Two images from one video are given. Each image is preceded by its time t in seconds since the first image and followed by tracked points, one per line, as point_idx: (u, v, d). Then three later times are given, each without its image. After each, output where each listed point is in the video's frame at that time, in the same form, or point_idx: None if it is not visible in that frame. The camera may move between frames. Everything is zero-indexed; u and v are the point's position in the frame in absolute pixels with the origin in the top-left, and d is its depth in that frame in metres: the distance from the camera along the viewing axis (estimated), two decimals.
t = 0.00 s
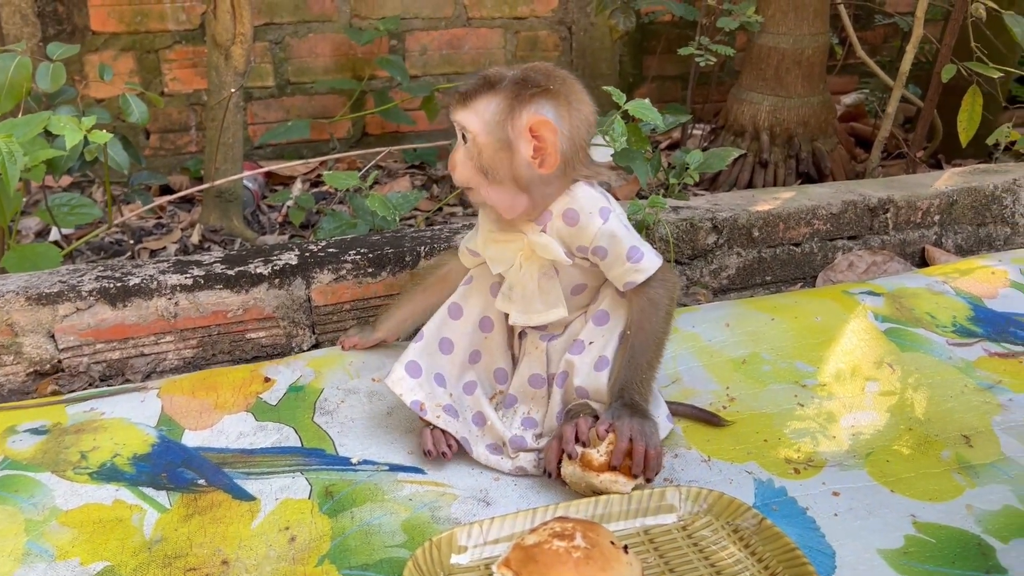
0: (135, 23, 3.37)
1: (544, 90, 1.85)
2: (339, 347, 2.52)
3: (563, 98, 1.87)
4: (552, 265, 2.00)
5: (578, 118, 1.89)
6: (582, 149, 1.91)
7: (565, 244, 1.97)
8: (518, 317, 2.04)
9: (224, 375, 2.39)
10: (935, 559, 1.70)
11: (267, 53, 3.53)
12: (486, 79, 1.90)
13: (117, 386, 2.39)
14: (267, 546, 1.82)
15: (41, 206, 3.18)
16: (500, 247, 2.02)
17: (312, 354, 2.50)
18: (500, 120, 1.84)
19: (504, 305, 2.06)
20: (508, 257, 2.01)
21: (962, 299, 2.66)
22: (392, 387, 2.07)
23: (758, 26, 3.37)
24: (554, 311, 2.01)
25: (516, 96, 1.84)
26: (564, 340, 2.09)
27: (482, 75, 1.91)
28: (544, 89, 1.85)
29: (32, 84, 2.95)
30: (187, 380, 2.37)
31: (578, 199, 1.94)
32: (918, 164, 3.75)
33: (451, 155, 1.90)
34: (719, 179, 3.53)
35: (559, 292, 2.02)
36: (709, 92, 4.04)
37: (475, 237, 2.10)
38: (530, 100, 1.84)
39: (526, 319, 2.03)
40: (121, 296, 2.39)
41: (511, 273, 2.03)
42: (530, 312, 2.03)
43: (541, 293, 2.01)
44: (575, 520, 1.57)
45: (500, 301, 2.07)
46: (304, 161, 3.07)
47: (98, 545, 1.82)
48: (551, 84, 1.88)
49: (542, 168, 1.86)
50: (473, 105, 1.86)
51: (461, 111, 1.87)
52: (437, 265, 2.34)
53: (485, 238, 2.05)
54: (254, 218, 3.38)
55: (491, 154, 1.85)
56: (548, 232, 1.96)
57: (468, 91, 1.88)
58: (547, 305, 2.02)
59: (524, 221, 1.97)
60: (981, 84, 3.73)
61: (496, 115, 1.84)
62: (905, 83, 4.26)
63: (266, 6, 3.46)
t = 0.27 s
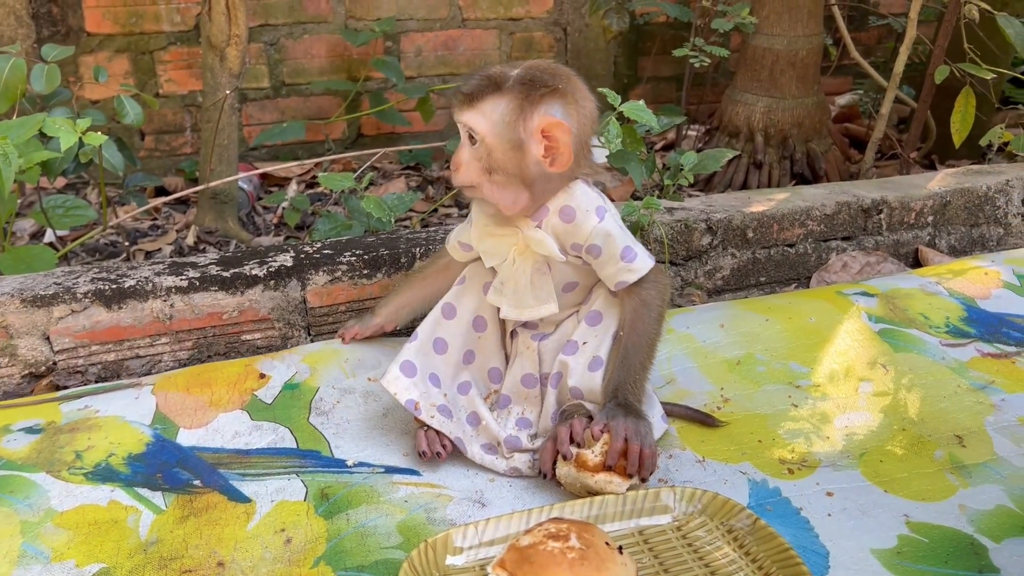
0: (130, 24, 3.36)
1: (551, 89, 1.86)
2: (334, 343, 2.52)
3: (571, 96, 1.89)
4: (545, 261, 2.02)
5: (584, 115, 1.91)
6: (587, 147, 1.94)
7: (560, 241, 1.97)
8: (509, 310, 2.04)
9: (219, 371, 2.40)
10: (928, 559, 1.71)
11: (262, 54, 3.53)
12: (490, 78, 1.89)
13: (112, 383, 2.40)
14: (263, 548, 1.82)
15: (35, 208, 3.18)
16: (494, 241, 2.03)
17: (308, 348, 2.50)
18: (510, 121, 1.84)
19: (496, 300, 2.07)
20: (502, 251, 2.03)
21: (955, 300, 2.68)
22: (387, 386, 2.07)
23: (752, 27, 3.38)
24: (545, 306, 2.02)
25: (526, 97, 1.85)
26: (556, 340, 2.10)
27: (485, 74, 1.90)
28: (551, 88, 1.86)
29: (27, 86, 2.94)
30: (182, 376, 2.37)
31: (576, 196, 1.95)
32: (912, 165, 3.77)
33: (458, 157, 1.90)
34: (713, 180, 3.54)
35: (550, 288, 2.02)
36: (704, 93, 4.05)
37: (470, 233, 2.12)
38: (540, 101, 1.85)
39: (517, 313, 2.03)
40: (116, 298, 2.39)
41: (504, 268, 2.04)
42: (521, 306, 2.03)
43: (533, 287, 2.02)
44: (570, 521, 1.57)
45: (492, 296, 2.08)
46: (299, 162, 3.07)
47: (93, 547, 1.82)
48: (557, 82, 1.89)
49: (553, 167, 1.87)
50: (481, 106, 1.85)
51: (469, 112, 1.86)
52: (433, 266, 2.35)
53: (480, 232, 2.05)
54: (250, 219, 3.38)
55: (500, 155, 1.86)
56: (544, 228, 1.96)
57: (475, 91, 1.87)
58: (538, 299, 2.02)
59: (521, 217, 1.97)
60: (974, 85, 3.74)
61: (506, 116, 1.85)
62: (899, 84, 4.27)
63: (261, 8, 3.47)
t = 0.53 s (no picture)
0: (126, 25, 3.36)
1: (518, 87, 1.89)
2: (331, 343, 2.52)
3: (539, 91, 1.91)
4: (539, 261, 2.02)
5: (557, 108, 1.92)
6: (566, 139, 1.94)
7: (551, 239, 1.97)
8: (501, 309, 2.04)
9: (216, 371, 2.40)
10: (923, 559, 1.71)
11: (258, 56, 3.53)
12: (460, 86, 1.93)
13: (108, 385, 2.39)
14: (260, 550, 1.82)
15: (31, 210, 3.17)
16: (489, 241, 2.05)
17: (305, 349, 2.50)
18: (481, 123, 1.87)
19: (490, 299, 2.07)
20: (496, 251, 2.04)
21: (950, 301, 2.69)
22: (384, 387, 2.07)
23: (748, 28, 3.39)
24: (538, 305, 2.02)
25: (493, 98, 1.88)
26: (552, 341, 2.11)
27: (455, 84, 1.94)
28: (517, 86, 1.88)
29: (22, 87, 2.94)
30: (178, 379, 2.37)
31: (567, 194, 1.95)
32: (907, 166, 3.78)
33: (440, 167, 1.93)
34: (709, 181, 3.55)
35: (543, 287, 2.02)
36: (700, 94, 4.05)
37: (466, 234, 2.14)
38: (508, 99, 1.87)
39: (510, 312, 2.03)
40: (112, 300, 2.38)
41: (497, 267, 2.05)
42: (514, 305, 2.03)
43: (525, 286, 2.02)
44: (567, 522, 1.58)
45: (486, 296, 2.09)
46: (295, 164, 3.07)
47: (89, 550, 1.82)
48: (524, 79, 1.91)
49: (530, 163, 1.89)
50: (452, 114, 1.89)
51: (443, 122, 1.90)
52: (431, 267, 2.37)
53: (476, 232, 2.07)
54: (246, 220, 3.37)
55: (478, 158, 1.89)
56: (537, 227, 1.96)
57: (446, 103, 1.91)
58: (531, 298, 2.02)
59: (515, 218, 1.99)
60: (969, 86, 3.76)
61: (477, 119, 1.88)
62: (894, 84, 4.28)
63: (257, 9, 3.47)
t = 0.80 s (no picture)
0: (123, 27, 3.36)
1: (480, 90, 1.91)
2: (326, 347, 2.52)
3: (501, 89, 1.92)
4: (525, 261, 2.02)
5: (523, 105, 1.94)
6: (538, 135, 1.96)
7: (534, 238, 1.97)
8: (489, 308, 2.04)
9: (213, 374, 2.39)
10: (919, 560, 1.72)
11: (255, 57, 3.53)
12: (427, 97, 1.96)
13: (105, 388, 2.39)
14: (256, 552, 1.82)
15: (28, 212, 3.17)
16: (478, 244, 2.05)
17: (301, 352, 2.50)
18: (448, 130, 1.90)
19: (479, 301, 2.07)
20: (482, 253, 2.05)
21: (946, 301, 2.69)
22: (381, 388, 2.07)
23: (745, 29, 3.39)
24: (527, 305, 2.01)
25: (457, 104, 1.90)
26: (546, 342, 2.10)
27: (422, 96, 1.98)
28: (480, 89, 1.91)
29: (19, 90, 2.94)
30: (175, 382, 2.36)
31: (545, 193, 1.95)
32: (903, 167, 3.79)
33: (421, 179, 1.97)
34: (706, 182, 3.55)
35: (530, 287, 2.02)
36: (697, 95, 4.06)
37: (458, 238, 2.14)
38: (472, 103, 1.90)
39: (498, 312, 2.03)
40: (108, 302, 2.38)
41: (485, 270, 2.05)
42: (502, 304, 2.03)
43: (513, 286, 2.02)
44: (563, 524, 1.58)
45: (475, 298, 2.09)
46: (291, 165, 3.07)
47: (86, 552, 1.82)
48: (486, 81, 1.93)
49: (503, 161, 1.91)
50: (421, 127, 1.92)
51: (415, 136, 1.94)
52: (427, 269, 2.38)
53: (467, 236, 2.07)
54: (243, 222, 3.37)
55: (451, 165, 1.92)
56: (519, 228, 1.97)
57: (415, 117, 1.95)
58: (520, 298, 2.02)
59: (497, 219, 1.99)
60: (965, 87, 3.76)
61: (444, 127, 1.90)
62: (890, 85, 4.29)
63: (254, 11, 3.47)
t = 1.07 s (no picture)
0: (120, 28, 3.36)
1: (477, 87, 1.93)
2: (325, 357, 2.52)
3: (498, 86, 1.95)
4: (519, 262, 2.02)
5: (520, 101, 1.96)
6: (536, 131, 1.99)
7: (529, 242, 1.97)
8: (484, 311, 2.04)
9: (210, 388, 2.38)
10: (917, 560, 1.72)
11: (253, 58, 3.53)
12: (424, 99, 1.98)
13: (105, 396, 2.39)
14: (254, 554, 1.82)
15: (26, 213, 3.17)
16: (473, 245, 2.05)
17: (300, 363, 2.51)
18: (448, 129, 1.91)
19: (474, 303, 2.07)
20: (479, 254, 2.04)
21: (944, 302, 2.69)
22: (380, 388, 2.06)
23: (742, 30, 3.40)
24: (521, 306, 2.01)
25: (455, 103, 1.92)
26: (544, 342, 2.10)
27: (419, 99, 2.00)
28: (477, 86, 1.93)
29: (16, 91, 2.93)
30: (175, 390, 2.36)
31: (538, 196, 1.94)
32: (901, 167, 3.79)
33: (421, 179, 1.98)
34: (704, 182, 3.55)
35: (524, 289, 2.02)
36: (695, 96, 4.06)
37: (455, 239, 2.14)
38: (471, 100, 1.92)
39: (492, 314, 2.03)
40: (107, 304, 2.38)
41: (480, 271, 2.05)
42: (496, 306, 2.03)
43: (507, 287, 2.02)
44: (561, 525, 1.58)
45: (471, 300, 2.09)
46: (289, 166, 3.07)
47: (84, 555, 1.82)
48: (482, 79, 1.95)
49: (505, 155, 1.93)
50: (420, 126, 1.94)
51: (414, 137, 1.95)
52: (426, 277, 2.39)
53: (463, 236, 2.08)
54: (241, 223, 3.37)
55: (452, 162, 1.92)
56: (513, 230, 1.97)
57: (414, 119, 1.97)
58: (513, 300, 2.02)
59: (496, 219, 2.01)
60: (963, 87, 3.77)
61: (443, 127, 1.92)
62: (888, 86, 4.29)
63: (252, 12, 3.47)
